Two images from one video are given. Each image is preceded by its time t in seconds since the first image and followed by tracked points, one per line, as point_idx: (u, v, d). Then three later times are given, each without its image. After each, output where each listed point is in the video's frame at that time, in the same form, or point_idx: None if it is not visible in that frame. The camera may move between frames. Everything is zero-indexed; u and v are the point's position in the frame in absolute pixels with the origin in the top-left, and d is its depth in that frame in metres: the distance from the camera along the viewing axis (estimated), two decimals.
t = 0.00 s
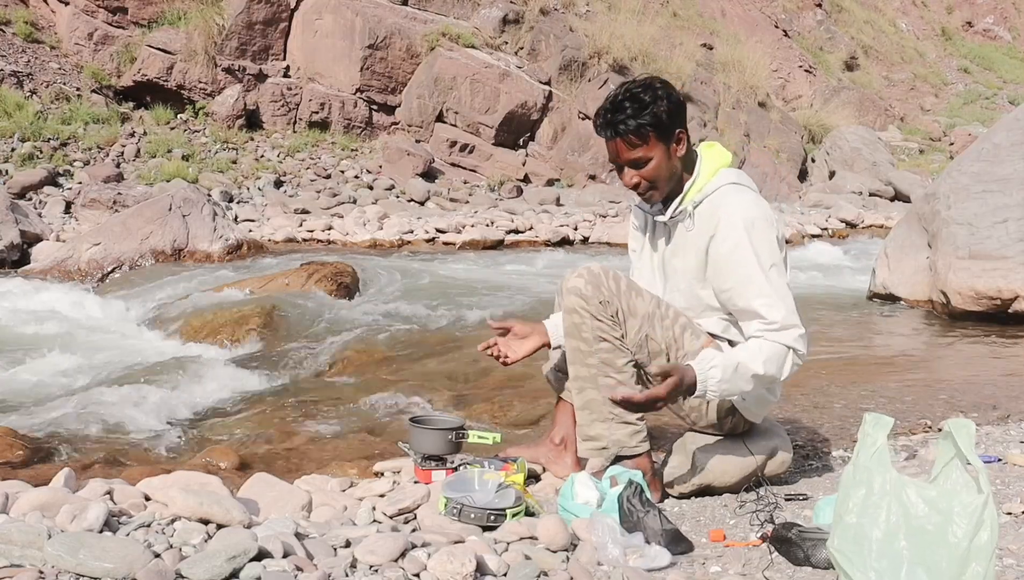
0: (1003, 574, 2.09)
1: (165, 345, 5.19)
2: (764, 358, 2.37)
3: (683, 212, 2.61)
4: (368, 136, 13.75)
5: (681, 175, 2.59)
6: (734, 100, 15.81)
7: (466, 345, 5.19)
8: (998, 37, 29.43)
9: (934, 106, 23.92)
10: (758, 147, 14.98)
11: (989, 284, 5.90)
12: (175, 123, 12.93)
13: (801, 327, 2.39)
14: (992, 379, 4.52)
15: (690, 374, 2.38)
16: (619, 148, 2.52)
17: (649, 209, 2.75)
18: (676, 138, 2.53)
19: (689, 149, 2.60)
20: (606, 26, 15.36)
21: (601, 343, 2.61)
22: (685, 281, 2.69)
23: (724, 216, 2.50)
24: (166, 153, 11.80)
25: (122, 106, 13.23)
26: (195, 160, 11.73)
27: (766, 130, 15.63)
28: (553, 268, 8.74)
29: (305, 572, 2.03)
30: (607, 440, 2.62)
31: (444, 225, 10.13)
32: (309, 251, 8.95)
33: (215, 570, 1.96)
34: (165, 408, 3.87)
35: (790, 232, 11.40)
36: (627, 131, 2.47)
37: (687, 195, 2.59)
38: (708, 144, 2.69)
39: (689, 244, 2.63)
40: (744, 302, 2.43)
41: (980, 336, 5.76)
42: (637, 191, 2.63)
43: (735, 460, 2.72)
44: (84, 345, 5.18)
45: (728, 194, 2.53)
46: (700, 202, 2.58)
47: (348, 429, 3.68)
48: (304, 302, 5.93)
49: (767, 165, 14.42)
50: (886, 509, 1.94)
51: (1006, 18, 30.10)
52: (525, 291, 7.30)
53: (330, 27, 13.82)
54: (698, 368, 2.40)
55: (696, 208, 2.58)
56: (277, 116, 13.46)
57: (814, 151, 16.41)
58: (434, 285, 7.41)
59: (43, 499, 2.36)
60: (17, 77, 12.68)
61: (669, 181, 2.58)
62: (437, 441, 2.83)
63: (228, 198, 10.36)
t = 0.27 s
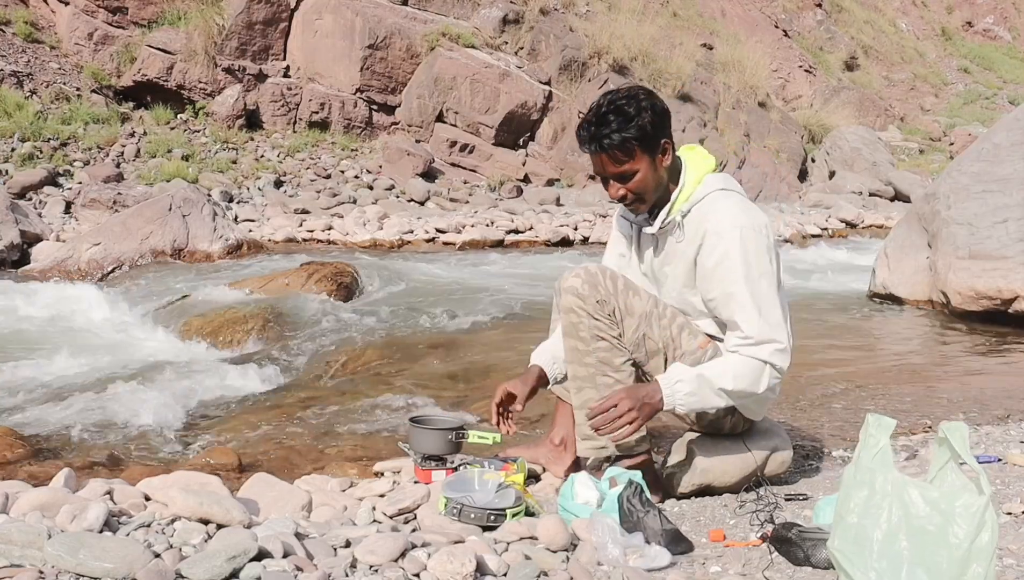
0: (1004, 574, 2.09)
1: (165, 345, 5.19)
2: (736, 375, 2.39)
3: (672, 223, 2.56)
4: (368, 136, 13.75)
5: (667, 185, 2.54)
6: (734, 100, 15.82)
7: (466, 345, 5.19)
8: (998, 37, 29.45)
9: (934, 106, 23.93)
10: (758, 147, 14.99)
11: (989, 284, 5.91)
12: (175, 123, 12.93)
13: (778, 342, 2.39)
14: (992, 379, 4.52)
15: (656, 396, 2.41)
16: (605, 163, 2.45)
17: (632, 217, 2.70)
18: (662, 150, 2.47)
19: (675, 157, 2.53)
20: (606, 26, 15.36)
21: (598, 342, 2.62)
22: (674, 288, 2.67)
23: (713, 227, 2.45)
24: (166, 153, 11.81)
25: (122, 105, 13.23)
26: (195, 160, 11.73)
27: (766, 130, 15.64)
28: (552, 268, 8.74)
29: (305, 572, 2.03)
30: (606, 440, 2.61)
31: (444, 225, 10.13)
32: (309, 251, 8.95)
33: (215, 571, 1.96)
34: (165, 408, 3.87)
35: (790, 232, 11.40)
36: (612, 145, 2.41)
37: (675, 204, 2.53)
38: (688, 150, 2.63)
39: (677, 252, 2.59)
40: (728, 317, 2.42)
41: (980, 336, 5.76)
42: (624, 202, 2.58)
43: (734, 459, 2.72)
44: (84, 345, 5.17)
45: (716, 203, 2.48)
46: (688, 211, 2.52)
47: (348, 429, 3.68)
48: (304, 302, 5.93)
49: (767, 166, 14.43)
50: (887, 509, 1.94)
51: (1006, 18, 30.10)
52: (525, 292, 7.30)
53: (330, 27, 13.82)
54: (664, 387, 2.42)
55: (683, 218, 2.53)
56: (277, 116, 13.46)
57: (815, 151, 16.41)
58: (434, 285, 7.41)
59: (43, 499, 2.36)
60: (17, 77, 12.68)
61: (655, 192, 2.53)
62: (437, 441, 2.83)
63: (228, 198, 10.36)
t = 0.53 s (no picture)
0: (1004, 573, 2.09)
1: (165, 345, 5.19)
2: (704, 385, 2.40)
3: (657, 231, 2.53)
4: (368, 136, 13.75)
5: (645, 195, 2.50)
6: (734, 100, 15.82)
7: (466, 346, 5.20)
8: (998, 37, 29.47)
9: (934, 106, 23.94)
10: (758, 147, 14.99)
11: (989, 284, 5.92)
12: (175, 123, 12.93)
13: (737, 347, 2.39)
14: (992, 379, 4.52)
15: (610, 422, 2.38)
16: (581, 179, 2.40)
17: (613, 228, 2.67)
18: (637, 162, 2.42)
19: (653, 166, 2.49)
20: (606, 26, 15.37)
21: (600, 345, 2.63)
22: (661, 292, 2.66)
23: (696, 233, 2.43)
24: (166, 153, 11.81)
25: (122, 105, 13.23)
26: (195, 160, 11.73)
27: (766, 130, 15.64)
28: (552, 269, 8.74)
29: (305, 572, 2.03)
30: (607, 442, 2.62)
31: (444, 225, 10.13)
32: (309, 251, 8.95)
33: (214, 571, 1.96)
34: (165, 408, 3.87)
35: (790, 232, 11.40)
36: (587, 160, 2.36)
37: (658, 212, 2.50)
38: (658, 156, 2.61)
39: (662, 259, 2.58)
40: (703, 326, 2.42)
41: (980, 336, 5.76)
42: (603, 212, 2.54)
43: (735, 460, 2.72)
44: (84, 345, 5.17)
45: (698, 209, 2.46)
46: (672, 218, 2.50)
47: (348, 429, 3.68)
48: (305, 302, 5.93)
49: (767, 166, 14.44)
50: (885, 509, 1.94)
51: (1006, 18, 30.11)
52: (525, 292, 7.31)
53: (330, 27, 13.82)
54: (620, 412, 2.39)
55: (666, 225, 2.50)
56: (277, 116, 13.45)
57: (815, 151, 16.41)
58: (434, 285, 7.41)
59: (43, 499, 2.36)
60: (17, 77, 12.68)
61: (632, 203, 2.48)
62: (437, 441, 2.82)
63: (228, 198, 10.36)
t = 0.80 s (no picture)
0: (1003, 574, 2.09)
1: (165, 345, 5.19)
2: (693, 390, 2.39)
3: (647, 237, 2.54)
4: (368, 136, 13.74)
5: (622, 204, 2.50)
6: (734, 100, 15.82)
7: (466, 346, 5.20)
8: (998, 37, 29.48)
9: (934, 106, 23.94)
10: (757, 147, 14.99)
11: (989, 284, 5.92)
12: (175, 123, 12.93)
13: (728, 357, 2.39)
14: (992, 379, 4.52)
15: (604, 422, 2.37)
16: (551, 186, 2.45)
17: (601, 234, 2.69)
18: (610, 174, 2.42)
19: (634, 177, 2.48)
20: (606, 26, 15.37)
21: (600, 348, 2.63)
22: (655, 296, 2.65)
23: (683, 240, 2.43)
24: (166, 153, 11.81)
25: (122, 105, 13.23)
26: (195, 160, 11.73)
27: (766, 130, 15.65)
28: (552, 269, 8.74)
29: (305, 572, 2.03)
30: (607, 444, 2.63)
31: (444, 225, 10.13)
32: (309, 251, 8.95)
33: (214, 571, 1.96)
34: (165, 408, 3.87)
35: (790, 232, 11.40)
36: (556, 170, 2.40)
37: (649, 218, 2.51)
38: (650, 160, 2.60)
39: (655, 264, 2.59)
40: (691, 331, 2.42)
41: (980, 336, 5.76)
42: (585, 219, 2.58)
43: (734, 460, 2.72)
44: (84, 345, 5.17)
45: (688, 215, 2.46)
46: (662, 225, 2.50)
47: (348, 429, 3.68)
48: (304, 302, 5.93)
49: (767, 166, 14.44)
50: (886, 509, 1.94)
51: (1006, 18, 30.10)
52: (525, 292, 7.30)
53: (330, 27, 13.82)
54: (612, 413, 2.38)
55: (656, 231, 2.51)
56: (277, 116, 13.45)
57: (815, 151, 16.41)
58: (434, 285, 7.41)
59: (42, 499, 2.36)
60: (17, 76, 12.68)
61: (606, 211, 2.51)
62: (437, 441, 2.82)
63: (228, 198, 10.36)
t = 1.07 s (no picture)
0: (1003, 574, 2.09)
1: (165, 345, 5.19)
2: (711, 367, 2.39)
3: (664, 225, 2.56)
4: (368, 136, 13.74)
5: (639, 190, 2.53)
6: (734, 100, 15.81)
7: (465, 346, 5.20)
8: (998, 37, 29.47)
9: (934, 106, 23.92)
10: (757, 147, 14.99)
11: (989, 284, 5.91)
12: (175, 123, 12.93)
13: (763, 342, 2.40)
14: (992, 380, 4.52)
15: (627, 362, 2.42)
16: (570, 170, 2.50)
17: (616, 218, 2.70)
18: (625, 159, 2.45)
19: (651, 164, 2.51)
20: (606, 26, 15.37)
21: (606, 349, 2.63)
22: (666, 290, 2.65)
23: (701, 230, 2.45)
24: (166, 153, 11.80)
25: (122, 105, 13.23)
26: (195, 160, 11.73)
27: (766, 130, 15.64)
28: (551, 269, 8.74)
29: (305, 572, 2.03)
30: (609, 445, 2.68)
31: (443, 225, 10.13)
32: (308, 251, 8.95)
33: (214, 571, 1.95)
34: (165, 407, 3.87)
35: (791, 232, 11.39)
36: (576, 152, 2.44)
37: (666, 207, 2.54)
38: (677, 149, 2.62)
39: (669, 255, 2.59)
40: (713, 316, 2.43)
41: (980, 336, 5.76)
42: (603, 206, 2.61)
43: (735, 459, 2.72)
44: (84, 345, 5.17)
45: (706, 205, 2.48)
46: (679, 214, 2.52)
47: (348, 429, 3.68)
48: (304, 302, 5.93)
49: (767, 166, 14.44)
50: (888, 509, 1.94)
51: (1006, 18, 30.08)
52: (524, 292, 7.30)
53: (330, 27, 13.82)
54: (639, 358, 2.42)
55: (673, 220, 2.53)
56: (277, 116, 13.44)
57: (815, 151, 16.41)
58: (434, 286, 7.41)
59: (42, 499, 2.36)
60: (17, 77, 12.68)
61: (623, 196, 2.53)
62: (437, 441, 2.82)
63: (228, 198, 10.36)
